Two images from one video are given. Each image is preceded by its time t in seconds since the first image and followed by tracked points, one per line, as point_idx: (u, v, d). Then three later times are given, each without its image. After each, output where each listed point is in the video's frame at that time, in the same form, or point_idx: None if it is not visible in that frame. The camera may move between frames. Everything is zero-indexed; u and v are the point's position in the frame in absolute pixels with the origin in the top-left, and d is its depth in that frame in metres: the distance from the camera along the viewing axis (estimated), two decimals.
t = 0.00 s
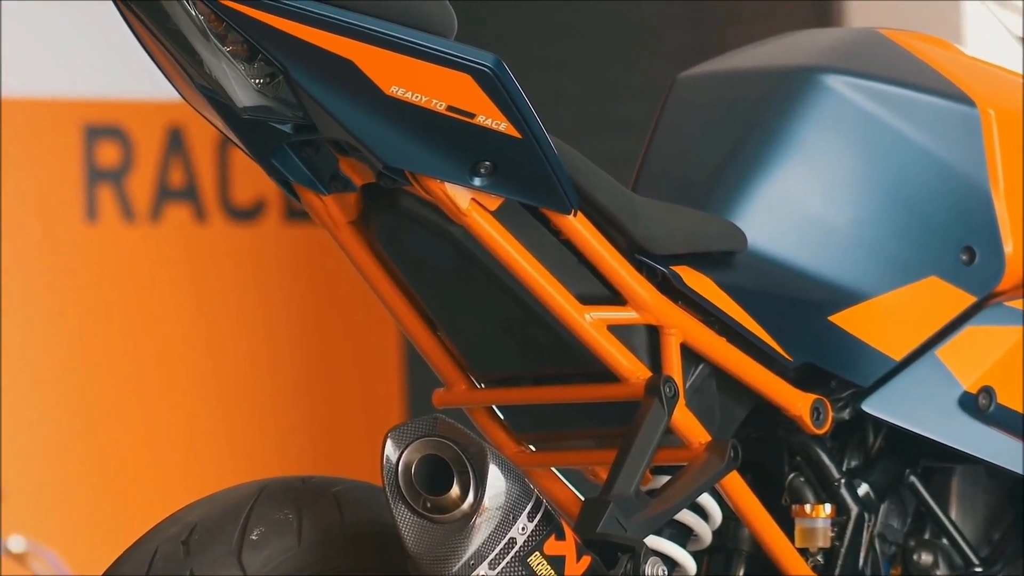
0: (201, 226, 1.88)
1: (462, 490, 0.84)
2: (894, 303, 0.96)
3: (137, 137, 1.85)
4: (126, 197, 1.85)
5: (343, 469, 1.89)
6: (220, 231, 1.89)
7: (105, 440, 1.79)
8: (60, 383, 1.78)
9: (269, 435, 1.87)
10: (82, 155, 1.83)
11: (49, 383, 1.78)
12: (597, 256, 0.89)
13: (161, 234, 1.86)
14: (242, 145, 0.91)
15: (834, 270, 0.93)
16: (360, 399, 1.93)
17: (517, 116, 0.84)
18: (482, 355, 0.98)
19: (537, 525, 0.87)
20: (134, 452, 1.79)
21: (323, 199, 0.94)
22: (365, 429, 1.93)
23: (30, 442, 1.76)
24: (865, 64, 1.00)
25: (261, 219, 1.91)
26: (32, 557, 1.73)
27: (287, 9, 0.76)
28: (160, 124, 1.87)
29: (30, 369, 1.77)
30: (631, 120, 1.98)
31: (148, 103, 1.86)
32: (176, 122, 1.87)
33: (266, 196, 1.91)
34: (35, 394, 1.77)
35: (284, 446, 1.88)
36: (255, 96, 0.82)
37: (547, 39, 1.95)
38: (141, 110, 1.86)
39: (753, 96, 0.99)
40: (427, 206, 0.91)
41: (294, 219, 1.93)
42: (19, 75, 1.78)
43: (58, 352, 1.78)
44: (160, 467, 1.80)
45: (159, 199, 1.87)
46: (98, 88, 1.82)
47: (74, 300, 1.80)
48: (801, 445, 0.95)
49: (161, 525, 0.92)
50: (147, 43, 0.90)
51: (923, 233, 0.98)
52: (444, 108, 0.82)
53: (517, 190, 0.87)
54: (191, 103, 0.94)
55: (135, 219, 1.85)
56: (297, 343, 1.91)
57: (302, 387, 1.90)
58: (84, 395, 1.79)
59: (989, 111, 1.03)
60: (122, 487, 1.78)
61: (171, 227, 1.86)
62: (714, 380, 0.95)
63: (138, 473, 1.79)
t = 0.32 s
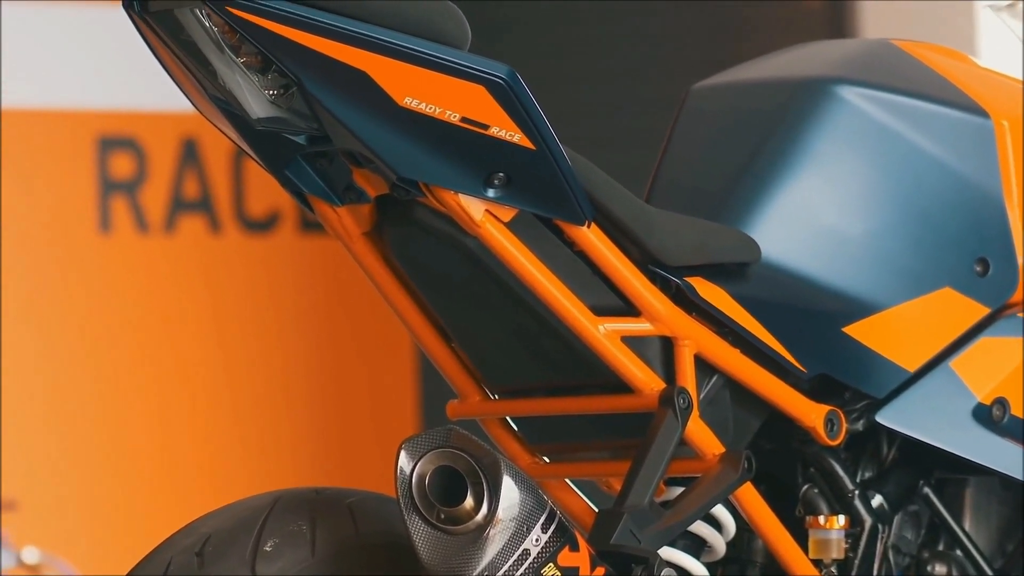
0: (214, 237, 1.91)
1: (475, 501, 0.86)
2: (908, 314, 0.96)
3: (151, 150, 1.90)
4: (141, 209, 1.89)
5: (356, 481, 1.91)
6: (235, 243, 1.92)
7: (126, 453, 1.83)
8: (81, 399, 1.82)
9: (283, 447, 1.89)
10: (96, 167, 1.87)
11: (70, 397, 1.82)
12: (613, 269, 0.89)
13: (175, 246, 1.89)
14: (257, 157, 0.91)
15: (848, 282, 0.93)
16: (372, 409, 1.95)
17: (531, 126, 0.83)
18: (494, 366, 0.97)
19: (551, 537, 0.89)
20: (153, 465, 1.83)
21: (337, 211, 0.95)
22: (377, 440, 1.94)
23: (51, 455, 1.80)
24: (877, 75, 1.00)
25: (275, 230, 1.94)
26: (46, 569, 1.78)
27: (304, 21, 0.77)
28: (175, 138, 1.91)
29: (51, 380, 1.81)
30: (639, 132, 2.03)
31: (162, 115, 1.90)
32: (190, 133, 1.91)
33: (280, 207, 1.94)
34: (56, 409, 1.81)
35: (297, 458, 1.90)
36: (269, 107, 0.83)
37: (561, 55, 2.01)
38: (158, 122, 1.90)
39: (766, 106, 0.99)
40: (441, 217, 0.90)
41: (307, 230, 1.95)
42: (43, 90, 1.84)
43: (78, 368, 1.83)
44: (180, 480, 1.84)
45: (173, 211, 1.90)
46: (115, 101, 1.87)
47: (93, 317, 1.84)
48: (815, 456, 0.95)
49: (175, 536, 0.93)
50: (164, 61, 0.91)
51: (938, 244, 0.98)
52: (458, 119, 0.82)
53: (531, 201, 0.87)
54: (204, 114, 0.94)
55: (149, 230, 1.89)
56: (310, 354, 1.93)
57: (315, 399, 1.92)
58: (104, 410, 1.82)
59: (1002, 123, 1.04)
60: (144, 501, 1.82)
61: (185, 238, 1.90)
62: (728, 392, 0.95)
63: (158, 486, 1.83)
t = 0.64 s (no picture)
0: (229, 249, 1.92)
1: (489, 512, 0.87)
2: (921, 326, 0.96)
3: (167, 161, 1.90)
4: (157, 222, 1.89)
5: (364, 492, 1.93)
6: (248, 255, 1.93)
7: (135, 466, 1.83)
8: (92, 413, 1.82)
9: (293, 458, 1.91)
10: (110, 177, 1.86)
11: (81, 410, 1.81)
12: (626, 280, 0.90)
13: (190, 257, 1.90)
14: (271, 168, 0.92)
15: (863, 293, 0.94)
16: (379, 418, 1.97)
17: (545, 137, 0.84)
18: (507, 377, 0.97)
19: (565, 548, 0.90)
20: (163, 476, 1.84)
21: (351, 223, 0.95)
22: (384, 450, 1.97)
23: (61, 468, 1.80)
24: (890, 86, 1.00)
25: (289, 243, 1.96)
26: None
27: (317, 33, 0.76)
28: (191, 149, 1.92)
29: (63, 394, 1.81)
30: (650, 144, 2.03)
31: (179, 127, 1.91)
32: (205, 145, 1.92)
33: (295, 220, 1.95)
34: (66, 422, 1.81)
35: (306, 469, 1.92)
36: (282, 118, 0.83)
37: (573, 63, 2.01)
38: (163, 133, 1.90)
39: (779, 117, 0.99)
40: (456, 228, 0.90)
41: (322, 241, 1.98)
42: (49, 103, 1.84)
43: (88, 381, 1.83)
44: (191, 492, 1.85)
45: (188, 222, 1.91)
46: (130, 113, 1.88)
47: (104, 329, 1.84)
48: (829, 467, 0.95)
49: (189, 548, 0.93)
50: (184, 80, 0.92)
51: (951, 255, 0.98)
52: (472, 131, 0.82)
53: (545, 213, 0.87)
54: (218, 124, 0.94)
55: (164, 241, 1.89)
56: (319, 364, 1.95)
57: (326, 407, 1.94)
58: (114, 421, 1.83)
59: (1016, 134, 1.04)
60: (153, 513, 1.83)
61: (199, 249, 1.91)
62: (742, 404, 0.95)
63: (168, 498, 1.84)
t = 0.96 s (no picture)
0: (242, 259, 1.95)
1: (503, 523, 0.87)
2: (935, 338, 0.96)
3: (180, 173, 1.94)
4: (171, 234, 1.93)
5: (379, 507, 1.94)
6: (261, 265, 1.96)
7: (150, 477, 1.87)
8: (105, 423, 1.86)
9: (307, 473, 1.93)
10: (125, 193, 1.91)
11: (95, 421, 1.86)
12: (640, 291, 0.90)
13: (201, 269, 1.93)
14: (285, 180, 0.92)
15: (877, 304, 0.94)
16: (393, 432, 1.97)
17: (559, 148, 0.83)
18: (521, 387, 0.97)
19: (579, 558, 0.91)
20: (175, 481, 1.87)
21: (365, 234, 0.95)
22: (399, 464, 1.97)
23: (74, 476, 1.84)
24: (904, 97, 1.00)
25: (304, 253, 1.98)
26: None
27: (330, 44, 0.76)
28: (204, 160, 1.95)
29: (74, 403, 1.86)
30: (660, 158, 2.06)
31: (193, 139, 1.95)
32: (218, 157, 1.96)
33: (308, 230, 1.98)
34: (80, 431, 1.85)
35: (321, 484, 1.94)
36: (296, 129, 0.84)
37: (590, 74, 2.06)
38: (179, 146, 1.94)
39: (793, 129, 1.00)
40: (469, 239, 0.90)
41: (334, 252, 1.99)
42: (64, 113, 1.88)
43: (99, 392, 1.87)
44: (202, 503, 1.87)
45: (201, 233, 1.94)
46: (143, 124, 1.91)
47: (117, 342, 1.88)
48: (842, 478, 0.95)
49: (202, 559, 0.93)
50: (200, 94, 0.93)
51: (964, 266, 0.98)
52: (486, 142, 0.82)
53: (558, 224, 0.87)
54: (233, 138, 0.94)
55: (178, 253, 1.93)
56: (333, 377, 1.97)
57: (337, 414, 1.96)
58: (127, 433, 1.87)
59: None
60: (166, 525, 1.86)
61: (212, 261, 1.94)
62: (755, 415, 0.95)
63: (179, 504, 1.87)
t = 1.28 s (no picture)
0: (260, 272, 1.97)
1: (519, 536, 0.87)
2: (950, 351, 0.96)
3: (196, 186, 1.95)
4: (187, 247, 1.94)
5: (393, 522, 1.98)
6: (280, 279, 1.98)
7: (167, 484, 1.88)
8: (122, 436, 1.87)
9: (324, 488, 1.96)
10: (141, 204, 1.91)
11: (112, 432, 1.87)
12: (655, 304, 0.90)
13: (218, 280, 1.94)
14: (301, 193, 0.92)
15: (892, 318, 0.94)
16: (412, 450, 2.01)
17: (575, 161, 0.83)
18: (537, 399, 0.97)
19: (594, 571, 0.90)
20: (192, 484, 1.89)
21: (381, 246, 0.95)
22: (417, 479, 2.01)
23: (90, 486, 1.84)
24: (918, 110, 1.01)
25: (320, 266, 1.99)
26: None
27: (346, 57, 0.76)
28: (220, 173, 1.96)
29: (89, 412, 1.86)
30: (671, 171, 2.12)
31: (206, 151, 1.95)
32: (235, 169, 1.97)
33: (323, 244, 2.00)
34: (96, 441, 1.86)
35: (335, 499, 1.97)
36: (312, 142, 0.84)
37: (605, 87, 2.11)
38: (198, 160, 1.95)
39: (806, 145, 1.01)
40: (486, 251, 0.90)
41: (351, 265, 2.01)
42: (76, 125, 1.88)
43: (114, 400, 1.87)
44: (218, 507, 1.90)
45: (217, 246, 1.95)
46: (156, 137, 1.92)
47: (134, 357, 1.89)
48: (859, 491, 0.95)
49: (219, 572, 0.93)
50: (212, 102, 0.91)
51: (980, 279, 0.98)
52: (502, 155, 0.81)
53: (575, 237, 0.86)
54: (248, 150, 0.94)
55: (194, 265, 1.94)
56: (352, 393, 2.00)
57: (355, 416, 1.99)
58: (143, 444, 1.88)
59: None
60: (182, 537, 1.88)
61: (229, 273, 1.95)
62: (771, 427, 0.95)
63: (196, 508, 1.89)
